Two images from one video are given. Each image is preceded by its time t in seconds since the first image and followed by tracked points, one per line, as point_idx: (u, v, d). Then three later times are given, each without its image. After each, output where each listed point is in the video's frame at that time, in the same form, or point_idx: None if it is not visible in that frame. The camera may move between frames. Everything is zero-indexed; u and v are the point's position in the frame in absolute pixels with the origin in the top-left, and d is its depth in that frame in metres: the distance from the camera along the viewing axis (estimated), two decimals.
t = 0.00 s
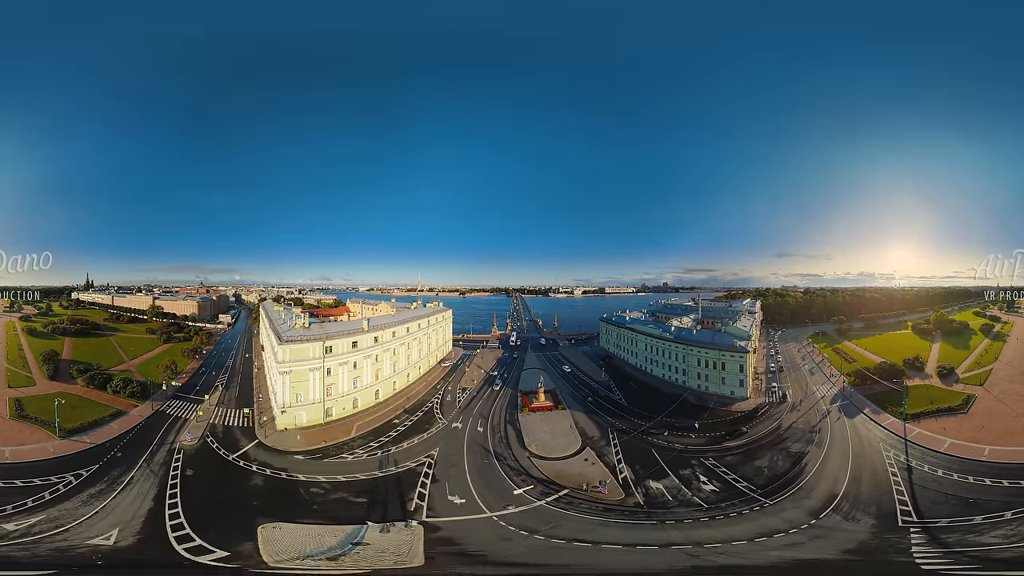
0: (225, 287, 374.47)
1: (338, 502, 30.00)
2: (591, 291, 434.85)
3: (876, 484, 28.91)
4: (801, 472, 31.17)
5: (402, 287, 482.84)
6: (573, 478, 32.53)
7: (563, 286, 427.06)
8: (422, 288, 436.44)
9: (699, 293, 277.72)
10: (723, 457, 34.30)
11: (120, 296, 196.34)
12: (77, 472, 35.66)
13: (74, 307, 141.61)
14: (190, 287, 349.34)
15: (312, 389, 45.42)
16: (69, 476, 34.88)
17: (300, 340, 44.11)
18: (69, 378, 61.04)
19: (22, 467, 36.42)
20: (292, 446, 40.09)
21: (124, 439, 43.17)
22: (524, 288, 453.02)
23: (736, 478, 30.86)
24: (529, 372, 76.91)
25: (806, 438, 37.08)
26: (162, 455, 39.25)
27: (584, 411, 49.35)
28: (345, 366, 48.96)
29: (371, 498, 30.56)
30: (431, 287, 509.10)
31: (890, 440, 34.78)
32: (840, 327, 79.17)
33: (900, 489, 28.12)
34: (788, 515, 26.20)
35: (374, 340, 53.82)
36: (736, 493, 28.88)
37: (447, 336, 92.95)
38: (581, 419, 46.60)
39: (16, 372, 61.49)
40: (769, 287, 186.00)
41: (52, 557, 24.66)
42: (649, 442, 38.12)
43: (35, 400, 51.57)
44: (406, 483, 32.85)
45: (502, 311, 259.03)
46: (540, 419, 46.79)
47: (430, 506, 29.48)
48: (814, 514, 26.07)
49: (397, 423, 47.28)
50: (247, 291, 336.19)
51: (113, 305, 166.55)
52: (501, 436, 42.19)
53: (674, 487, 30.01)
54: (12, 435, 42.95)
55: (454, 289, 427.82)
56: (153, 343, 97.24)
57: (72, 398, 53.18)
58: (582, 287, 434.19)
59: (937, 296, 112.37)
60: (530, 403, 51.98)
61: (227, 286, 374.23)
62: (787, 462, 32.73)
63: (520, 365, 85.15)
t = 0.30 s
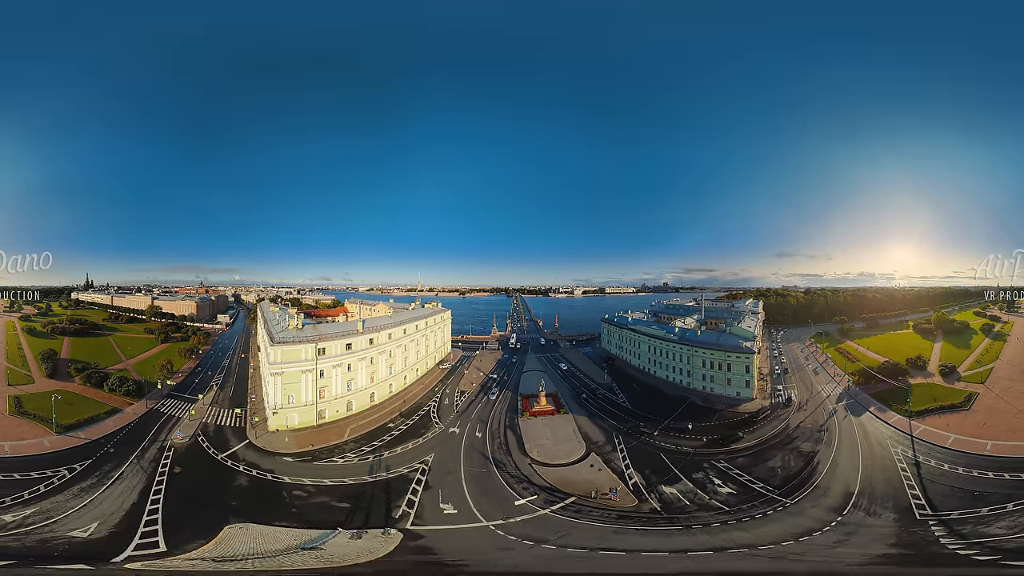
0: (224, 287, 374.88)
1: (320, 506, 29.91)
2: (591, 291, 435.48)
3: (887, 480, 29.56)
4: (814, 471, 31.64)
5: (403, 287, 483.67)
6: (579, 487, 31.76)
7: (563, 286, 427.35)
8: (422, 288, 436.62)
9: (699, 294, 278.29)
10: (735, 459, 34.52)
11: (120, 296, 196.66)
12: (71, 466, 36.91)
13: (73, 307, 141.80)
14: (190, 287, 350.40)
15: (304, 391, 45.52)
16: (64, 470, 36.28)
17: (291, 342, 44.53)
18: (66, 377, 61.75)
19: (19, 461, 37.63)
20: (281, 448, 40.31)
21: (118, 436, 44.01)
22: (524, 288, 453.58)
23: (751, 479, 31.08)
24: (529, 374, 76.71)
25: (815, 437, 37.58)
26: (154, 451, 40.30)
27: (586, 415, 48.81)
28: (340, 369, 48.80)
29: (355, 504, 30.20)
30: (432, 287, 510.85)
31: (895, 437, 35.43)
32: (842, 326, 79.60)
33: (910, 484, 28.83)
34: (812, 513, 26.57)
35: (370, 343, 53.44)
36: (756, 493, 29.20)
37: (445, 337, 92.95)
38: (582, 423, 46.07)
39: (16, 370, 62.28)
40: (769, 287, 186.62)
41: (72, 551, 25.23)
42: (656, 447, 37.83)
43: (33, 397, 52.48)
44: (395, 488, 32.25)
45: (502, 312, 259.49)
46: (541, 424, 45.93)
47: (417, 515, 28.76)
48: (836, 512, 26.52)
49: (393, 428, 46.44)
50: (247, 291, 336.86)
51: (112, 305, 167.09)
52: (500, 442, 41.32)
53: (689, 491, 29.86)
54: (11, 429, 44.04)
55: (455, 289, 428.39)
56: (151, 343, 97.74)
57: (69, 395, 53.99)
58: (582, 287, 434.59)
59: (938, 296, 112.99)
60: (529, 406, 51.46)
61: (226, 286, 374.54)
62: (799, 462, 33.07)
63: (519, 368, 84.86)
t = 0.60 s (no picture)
0: (224, 287, 375.67)
1: (301, 510, 29.71)
2: (591, 291, 436.04)
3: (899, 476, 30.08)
4: (828, 471, 31.98)
5: (403, 287, 484.58)
6: (585, 495, 30.62)
7: (563, 286, 427.84)
8: (422, 289, 437.66)
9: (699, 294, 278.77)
10: (746, 460, 34.66)
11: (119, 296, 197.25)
12: (66, 460, 37.88)
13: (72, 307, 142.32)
14: (190, 287, 351.29)
15: (296, 393, 45.71)
16: (59, 463, 37.32)
17: (283, 343, 44.88)
18: (64, 375, 62.33)
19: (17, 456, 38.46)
20: (270, 448, 40.53)
21: (112, 433, 44.66)
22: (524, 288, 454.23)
23: (767, 480, 31.28)
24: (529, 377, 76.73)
25: (824, 436, 37.97)
26: (146, 447, 41.07)
27: (590, 419, 48.51)
28: (335, 370, 48.90)
29: (337, 508, 29.97)
30: (432, 287, 511.55)
31: (901, 434, 35.93)
32: (844, 327, 80.06)
33: (921, 479, 29.43)
34: (834, 511, 26.94)
35: (365, 344, 53.40)
36: (774, 493, 29.39)
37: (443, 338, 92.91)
38: (586, 427, 45.54)
39: (15, 368, 62.91)
40: (769, 288, 187.19)
41: (72, 544, 25.97)
42: (662, 452, 37.31)
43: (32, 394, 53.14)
44: (383, 496, 31.61)
45: (501, 312, 259.89)
46: (542, 428, 45.35)
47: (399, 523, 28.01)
48: (856, 509, 27.03)
49: (387, 431, 46.02)
50: (246, 291, 337.62)
51: (112, 305, 167.69)
52: (499, 448, 40.29)
53: (706, 495, 29.62)
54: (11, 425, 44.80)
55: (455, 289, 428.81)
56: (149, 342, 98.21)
57: (66, 393, 54.57)
58: (583, 287, 434.70)
59: (939, 296, 113.52)
60: (529, 409, 51.31)
61: (226, 286, 375.37)
62: (812, 462, 33.33)
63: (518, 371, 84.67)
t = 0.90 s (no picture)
0: (223, 287, 376.53)
1: (280, 512, 29.73)
2: (591, 291, 436.39)
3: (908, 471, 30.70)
4: (840, 468, 32.57)
5: (403, 287, 485.47)
6: (595, 502, 30.53)
7: (563, 286, 428.23)
8: (422, 289, 437.59)
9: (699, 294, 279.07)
10: (758, 462, 35.10)
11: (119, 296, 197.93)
12: (60, 455, 38.64)
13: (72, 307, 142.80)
14: (190, 288, 352.26)
15: (289, 394, 46.21)
16: (55, 457, 38.19)
17: (275, 345, 45.47)
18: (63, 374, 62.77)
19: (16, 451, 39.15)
20: (259, 449, 40.99)
21: (107, 430, 45.17)
22: (524, 288, 454.77)
23: (781, 480, 31.76)
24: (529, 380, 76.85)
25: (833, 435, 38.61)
26: (138, 444, 41.73)
27: (594, 424, 48.72)
28: (328, 372, 49.27)
29: (316, 511, 30.04)
30: (432, 288, 512.57)
31: (906, 431, 36.54)
32: (846, 326, 80.51)
33: (929, 473, 30.11)
34: (854, 507, 27.52)
35: (359, 346, 53.69)
36: (791, 493, 29.88)
37: (441, 339, 93.13)
38: (589, 432, 45.68)
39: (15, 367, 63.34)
40: (769, 288, 187.59)
41: (63, 536, 26.71)
42: (671, 457, 37.43)
43: (31, 392, 53.64)
44: (367, 500, 31.50)
45: (501, 312, 260.32)
46: (543, 433, 45.61)
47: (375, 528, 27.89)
48: (874, 504, 27.64)
49: (381, 435, 46.19)
50: (246, 292, 338.55)
51: (111, 304, 168.23)
52: (497, 455, 40.27)
53: (722, 497, 30.05)
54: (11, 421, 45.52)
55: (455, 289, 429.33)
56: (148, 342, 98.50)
57: (64, 391, 55.04)
58: (583, 287, 434.74)
59: (939, 296, 113.96)
60: (530, 413, 51.52)
61: (225, 286, 376.16)
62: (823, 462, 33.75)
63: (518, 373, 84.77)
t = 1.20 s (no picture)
0: (223, 287, 376.68)
1: (258, 513, 30.09)
2: (591, 291, 436.53)
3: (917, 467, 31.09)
4: (851, 466, 33.01)
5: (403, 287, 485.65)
6: (606, 510, 30.91)
7: (563, 287, 428.48)
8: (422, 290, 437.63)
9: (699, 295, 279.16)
10: (770, 463, 35.50)
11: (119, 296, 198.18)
12: (55, 450, 39.05)
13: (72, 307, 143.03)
14: (190, 288, 352.79)
15: (280, 395, 46.64)
16: (50, 452, 38.62)
17: (268, 346, 46.02)
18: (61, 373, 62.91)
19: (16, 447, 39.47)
20: (249, 450, 41.43)
21: (102, 427, 45.45)
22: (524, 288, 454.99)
23: (796, 480, 32.16)
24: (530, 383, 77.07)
25: (842, 433, 39.04)
26: (131, 441, 42.09)
27: (597, 428, 48.89)
28: (321, 373, 49.57)
29: (293, 513, 30.30)
30: (432, 288, 512.30)
31: (911, 428, 36.98)
32: (847, 326, 80.85)
33: (937, 468, 30.59)
34: (872, 503, 28.00)
35: (354, 347, 53.92)
36: (807, 492, 30.27)
37: (439, 340, 93.32)
38: (593, 437, 45.94)
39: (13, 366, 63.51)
40: (769, 288, 187.76)
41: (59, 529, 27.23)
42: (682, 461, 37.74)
43: (29, 390, 53.85)
44: (351, 506, 31.74)
45: (501, 312, 260.56)
46: (544, 438, 45.92)
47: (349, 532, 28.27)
48: (891, 500, 28.09)
49: (374, 438, 46.49)
50: (246, 292, 338.96)
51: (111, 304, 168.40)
52: (493, 461, 40.51)
53: (739, 499, 30.46)
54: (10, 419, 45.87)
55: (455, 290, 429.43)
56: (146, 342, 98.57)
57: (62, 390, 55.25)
58: (583, 287, 434.89)
59: (940, 295, 114.24)
60: (531, 419, 51.62)
61: (225, 286, 376.52)
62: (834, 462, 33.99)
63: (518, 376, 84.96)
